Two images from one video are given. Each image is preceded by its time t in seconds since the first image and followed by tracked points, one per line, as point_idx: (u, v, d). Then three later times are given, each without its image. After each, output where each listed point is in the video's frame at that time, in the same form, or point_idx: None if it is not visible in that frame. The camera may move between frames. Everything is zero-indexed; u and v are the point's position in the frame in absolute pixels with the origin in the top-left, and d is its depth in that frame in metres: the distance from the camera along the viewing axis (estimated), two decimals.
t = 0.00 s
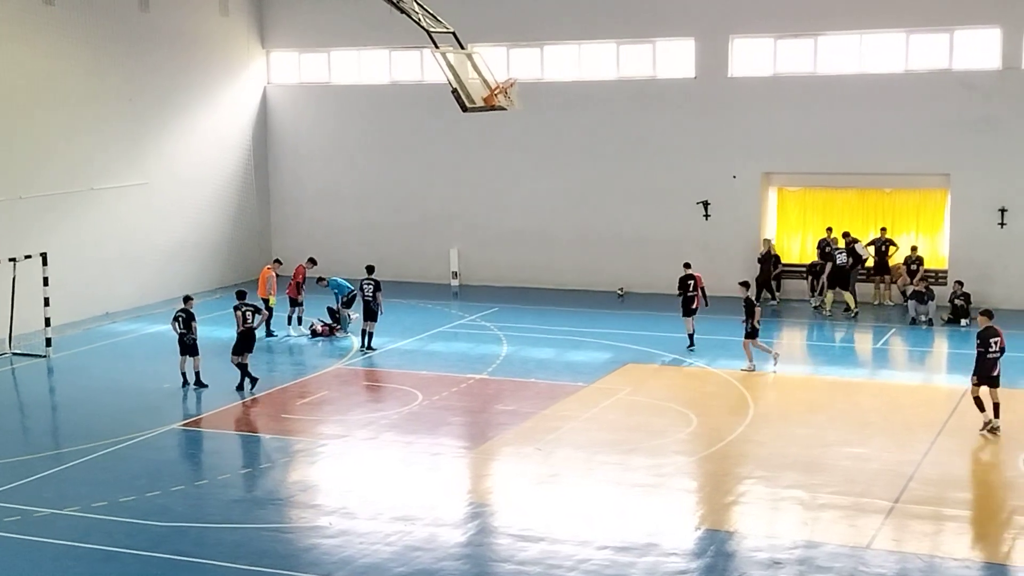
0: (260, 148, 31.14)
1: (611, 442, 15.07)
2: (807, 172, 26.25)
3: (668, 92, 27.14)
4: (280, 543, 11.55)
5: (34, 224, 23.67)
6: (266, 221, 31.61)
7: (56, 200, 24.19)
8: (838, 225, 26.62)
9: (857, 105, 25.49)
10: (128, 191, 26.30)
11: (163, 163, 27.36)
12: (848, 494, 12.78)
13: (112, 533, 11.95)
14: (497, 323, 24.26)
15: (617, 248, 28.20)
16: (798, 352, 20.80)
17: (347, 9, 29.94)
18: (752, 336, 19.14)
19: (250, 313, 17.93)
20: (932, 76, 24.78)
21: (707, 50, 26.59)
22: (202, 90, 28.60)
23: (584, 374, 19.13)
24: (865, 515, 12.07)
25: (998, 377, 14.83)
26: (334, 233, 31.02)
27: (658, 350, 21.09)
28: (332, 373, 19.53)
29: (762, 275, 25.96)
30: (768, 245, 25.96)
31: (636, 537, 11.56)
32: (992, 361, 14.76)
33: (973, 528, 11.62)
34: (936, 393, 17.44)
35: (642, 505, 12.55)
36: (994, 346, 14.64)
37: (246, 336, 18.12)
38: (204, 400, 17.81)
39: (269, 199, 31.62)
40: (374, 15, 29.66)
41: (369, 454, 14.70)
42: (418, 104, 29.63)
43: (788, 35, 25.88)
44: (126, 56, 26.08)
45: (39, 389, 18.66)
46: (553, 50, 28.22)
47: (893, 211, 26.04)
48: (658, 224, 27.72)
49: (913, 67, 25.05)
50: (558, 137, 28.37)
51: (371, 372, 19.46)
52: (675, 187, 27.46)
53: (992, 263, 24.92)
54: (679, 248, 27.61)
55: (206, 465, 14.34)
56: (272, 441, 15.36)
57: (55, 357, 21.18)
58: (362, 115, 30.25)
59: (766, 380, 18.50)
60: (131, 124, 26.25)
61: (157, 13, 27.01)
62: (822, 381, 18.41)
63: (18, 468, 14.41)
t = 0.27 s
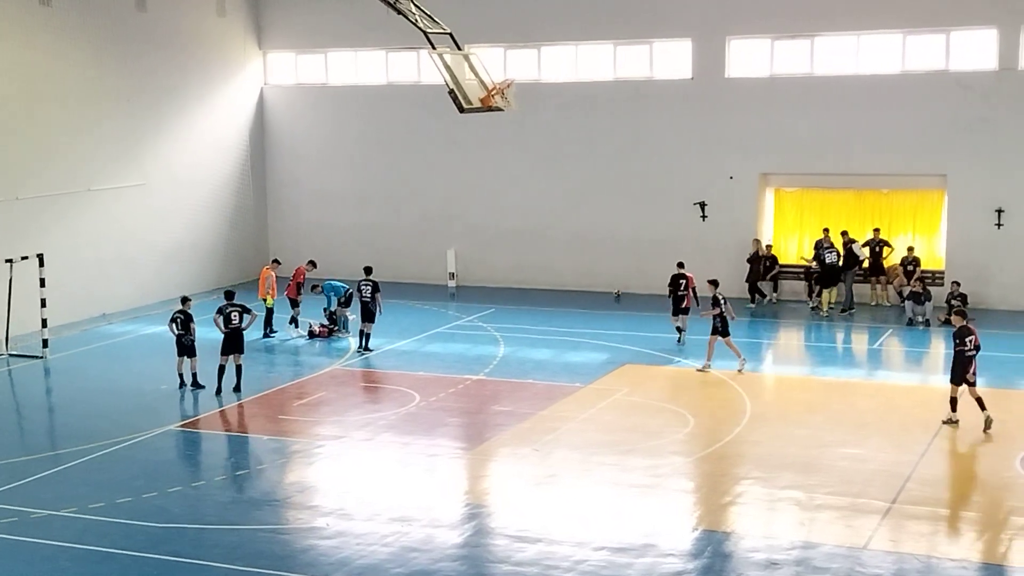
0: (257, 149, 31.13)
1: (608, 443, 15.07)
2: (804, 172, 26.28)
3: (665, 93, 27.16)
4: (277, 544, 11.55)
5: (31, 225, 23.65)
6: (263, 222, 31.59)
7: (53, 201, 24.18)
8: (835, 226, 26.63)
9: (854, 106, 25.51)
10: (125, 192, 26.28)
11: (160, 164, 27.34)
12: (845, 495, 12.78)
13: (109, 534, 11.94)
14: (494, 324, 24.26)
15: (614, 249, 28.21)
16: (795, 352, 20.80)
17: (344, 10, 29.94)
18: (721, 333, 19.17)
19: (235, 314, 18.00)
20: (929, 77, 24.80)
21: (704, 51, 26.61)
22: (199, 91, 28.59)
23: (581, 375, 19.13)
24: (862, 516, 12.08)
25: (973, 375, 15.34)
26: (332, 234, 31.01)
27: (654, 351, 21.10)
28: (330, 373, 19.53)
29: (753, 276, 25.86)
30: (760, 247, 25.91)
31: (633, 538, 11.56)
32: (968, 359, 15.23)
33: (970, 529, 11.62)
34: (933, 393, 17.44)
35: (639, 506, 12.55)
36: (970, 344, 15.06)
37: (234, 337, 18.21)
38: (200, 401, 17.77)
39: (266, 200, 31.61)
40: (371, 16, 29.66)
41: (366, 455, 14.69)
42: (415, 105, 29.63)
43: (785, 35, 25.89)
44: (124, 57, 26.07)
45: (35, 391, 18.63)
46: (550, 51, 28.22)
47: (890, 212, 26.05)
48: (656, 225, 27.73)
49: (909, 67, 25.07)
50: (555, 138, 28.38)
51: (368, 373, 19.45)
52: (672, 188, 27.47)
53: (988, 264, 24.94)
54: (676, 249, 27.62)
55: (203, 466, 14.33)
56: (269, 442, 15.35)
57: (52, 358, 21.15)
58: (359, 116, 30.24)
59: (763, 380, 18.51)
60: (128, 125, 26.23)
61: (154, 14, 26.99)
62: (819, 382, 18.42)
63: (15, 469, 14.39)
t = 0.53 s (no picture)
0: (254, 150, 31.12)
1: (606, 443, 15.08)
2: (802, 173, 26.30)
3: (662, 93, 27.17)
4: (275, 545, 11.53)
5: (28, 226, 23.62)
6: (261, 223, 31.57)
7: (51, 201, 24.16)
8: (832, 226, 26.66)
9: (851, 107, 25.53)
10: (123, 192, 26.27)
11: (157, 164, 27.33)
12: (843, 495, 12.79)
13: (107, 535, 11.93)
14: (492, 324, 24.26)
15: (612, 250, 28.22)
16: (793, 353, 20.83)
17: (341, 11, 29.93)
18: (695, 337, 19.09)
19: (223, 316, 18.09)
20: (926, 77, 24.82)
21: (702, 52, 26.62)
22: (196, 91, 28.58)
23: (578, 375, 19.13)
24: (860, 516, 12.09)
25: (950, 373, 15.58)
26: (329, 234, 31.00)
27: (652, 351, 21.13)
28: (327, 374, 19.52)
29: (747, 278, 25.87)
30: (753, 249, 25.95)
31: (632, 539, 11.56)
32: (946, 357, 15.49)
33: (968, 529, 11.63)
34: (930, 394, 17.46)
35: (638, 507, 12.54)
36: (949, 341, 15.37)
37: (223, 338, 18.19)
38: (198, 403, 17.74)
39: (263, 201, 31.59)
40: (368, 17, 29.66)
41: (364, 456, 14.68)
42: (413, 105, 29.62)
43: (782, 36, 25.91)
44: (122, 57, 26.06)
45: (32, 392, 18.60)
46: (547, 52, 28.23)
47: (887, 212, 26.08)
48: (653, 226, 27.74)
49: (907, 68, 25.10)
50: (552, 138, 28.38)
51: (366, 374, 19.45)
52: (669, 189, 27.48)
53: (986, 264, 24.96)
54: (674, 249, 27.62)
55: (201, 467, 14.32)
56: (267, 443, 15.34)
57: (49, 360, 21.12)
58: (357, 117, 30.24)
59: (761, 381, 18.54)
60: (125, 126, 26.21)
61: (151, 14, 26.97)
62: (817, 382, 18.44)
63: (12, 470, 14.35)
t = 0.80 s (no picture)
0: (251, 150, 31.10)
1: (603, 444, 15.08)
2: (799, 174, 26.31)
3: (660, 94, 27.18)
4: (272, 546, 11.52)
5: (25, 226, 23.59)
6: (258, 223, 31.56)
7: (48, 202, 24.13)
8: (830, 227, 26.63)
9: (849, 108, 25.55)
10: (120, 192, 26.25)
11: (155, 165, 27.31)
12: (840, 496, 12.79)
13: (104, 536, 11.91)
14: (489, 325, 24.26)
15: (610, 250, 28.22)
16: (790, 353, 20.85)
17: (339, 11, 29.92)
18: (672, 338, 18.88)
19: (215, 317, 18.07)
20: (923, 78, 24.84)
21: (699, 52, 26.62)
22: (194, 92, 28.57)
23: (576, 376, 19.13)
24: (857, 516, 12.09)
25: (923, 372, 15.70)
26: (327, 235, 30.98)
27: (649, 351, 21.16)
28: (325, 375, 19.51)
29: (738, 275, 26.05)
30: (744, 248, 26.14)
31: (629, 539, 11.55)
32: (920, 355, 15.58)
33: (965, 530, 11.63)
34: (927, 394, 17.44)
35: (635, 508, 12.54)
36: (922, 340, 15.48)
37: (216, 340, 18.16)
38: (195, 403, 17.74)
39: (261, 201, 31.58)
40: (366, 17, 29.64)
41: (361, 456, 14.68)
42: (410, 106, 29.61)
43: (780, 36, 25.92)
44: (119, 57, 26.04)
45: (29, 393, 18.57)
46: (545, 52, 28.23)
47: (884, 212, 26.03)
48: (651, 226, 27.74)
49: (904, 69, 25.12)
50: (550, 139, 28.38)
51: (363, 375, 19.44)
52: (667, 189, 27.48)
53: (983, 265, 24.98)
54: (671, 250, 27.62)
55: (199, 468, 14.31)
56: (264, 444, 15.33)
57: (46, 360, 21.10)
58: (354, 118, 30.23)
59: (758, 381, 18.55)
60: (123, 126, 26.18)
61: (148, 15, 26.95)
62: (814, 382, 18.45)
63: (9, 471, 14.33)
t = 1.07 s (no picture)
0: (248, 151, 31.08)
1: (600, 444, 15.08)
2: (796, 174, 26.32)
3: (657, 94, 27.18)
4: (270, 546, 11.52)
5: (22, 227, 23.56)
6: (256, 223, 31.55)
7: (45, 202, 24.11)
8: (827, 227, 26.63)
9: (845, 108, 25.56)
10: (117, 193, 26.23)
11: (152, 165, 27.30)
12: (838, 496, 12.79)
13: (101, 537, 11.91)
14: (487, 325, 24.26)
15: (607, 251, 28.22)
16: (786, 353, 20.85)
17: (336, 12, 29.91)
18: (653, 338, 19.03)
19: (210, 318, 18.02)
20: (921, 78, 24.85)
21: (696, 53, 26.64)
22: (191, 92, 28.55)
23: (574, 376, 19.13)
24: (854, 517, 12.09)
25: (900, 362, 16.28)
26: (324, 235, 30.97)
27: (646, 351, 21.18)
28: (322, 375, 19.51)
29: (730, 274, 26.30)
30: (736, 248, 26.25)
31: (627, 539, 11.55)
32: (897, 346, 16.20)
33: (962, 530, 11.64)
34: (925, 395, 17.46)
35: (633, 508, 12.54)
36: (899, 331, 16.05)
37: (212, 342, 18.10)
38: (192, 403, 17.74)
39: (258, 202, 31.57)
40: (363, 18, 29.63)
41: (359, 457, 14.68)
42: (408, 106, 29.60)
43: (777, 37, 25.94)
44: (116, 58, 26.02)
45: (26, 393, 18.57)
46: (542, 53, 28.22)
47: (881, 213, 26.02)
48: (648, 226, 27.75)
49: (901, 69, 25.13)
50: (547, 139, 28.38)
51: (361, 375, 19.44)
52: (664, 190, 27.49)
53: (980, 265, 25.00)
54: (669, 250, 27.63)
55: (196, 468, 14.31)
56: (262, 444, 15.32)
57: (43, 361, 21.09)
58: (351, 118, 30.22)
59: (755, 381, 18.55)
60: (119, 127, 26.16)
61: (146, 15, 26.93)
62: (811, 382, 18.46)
63: (6, 472, 14.33)
